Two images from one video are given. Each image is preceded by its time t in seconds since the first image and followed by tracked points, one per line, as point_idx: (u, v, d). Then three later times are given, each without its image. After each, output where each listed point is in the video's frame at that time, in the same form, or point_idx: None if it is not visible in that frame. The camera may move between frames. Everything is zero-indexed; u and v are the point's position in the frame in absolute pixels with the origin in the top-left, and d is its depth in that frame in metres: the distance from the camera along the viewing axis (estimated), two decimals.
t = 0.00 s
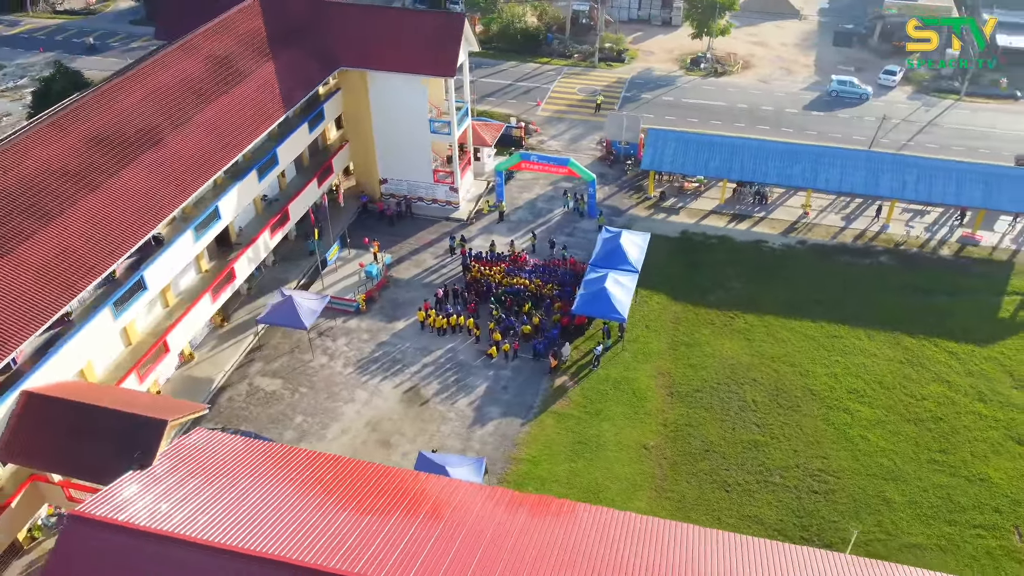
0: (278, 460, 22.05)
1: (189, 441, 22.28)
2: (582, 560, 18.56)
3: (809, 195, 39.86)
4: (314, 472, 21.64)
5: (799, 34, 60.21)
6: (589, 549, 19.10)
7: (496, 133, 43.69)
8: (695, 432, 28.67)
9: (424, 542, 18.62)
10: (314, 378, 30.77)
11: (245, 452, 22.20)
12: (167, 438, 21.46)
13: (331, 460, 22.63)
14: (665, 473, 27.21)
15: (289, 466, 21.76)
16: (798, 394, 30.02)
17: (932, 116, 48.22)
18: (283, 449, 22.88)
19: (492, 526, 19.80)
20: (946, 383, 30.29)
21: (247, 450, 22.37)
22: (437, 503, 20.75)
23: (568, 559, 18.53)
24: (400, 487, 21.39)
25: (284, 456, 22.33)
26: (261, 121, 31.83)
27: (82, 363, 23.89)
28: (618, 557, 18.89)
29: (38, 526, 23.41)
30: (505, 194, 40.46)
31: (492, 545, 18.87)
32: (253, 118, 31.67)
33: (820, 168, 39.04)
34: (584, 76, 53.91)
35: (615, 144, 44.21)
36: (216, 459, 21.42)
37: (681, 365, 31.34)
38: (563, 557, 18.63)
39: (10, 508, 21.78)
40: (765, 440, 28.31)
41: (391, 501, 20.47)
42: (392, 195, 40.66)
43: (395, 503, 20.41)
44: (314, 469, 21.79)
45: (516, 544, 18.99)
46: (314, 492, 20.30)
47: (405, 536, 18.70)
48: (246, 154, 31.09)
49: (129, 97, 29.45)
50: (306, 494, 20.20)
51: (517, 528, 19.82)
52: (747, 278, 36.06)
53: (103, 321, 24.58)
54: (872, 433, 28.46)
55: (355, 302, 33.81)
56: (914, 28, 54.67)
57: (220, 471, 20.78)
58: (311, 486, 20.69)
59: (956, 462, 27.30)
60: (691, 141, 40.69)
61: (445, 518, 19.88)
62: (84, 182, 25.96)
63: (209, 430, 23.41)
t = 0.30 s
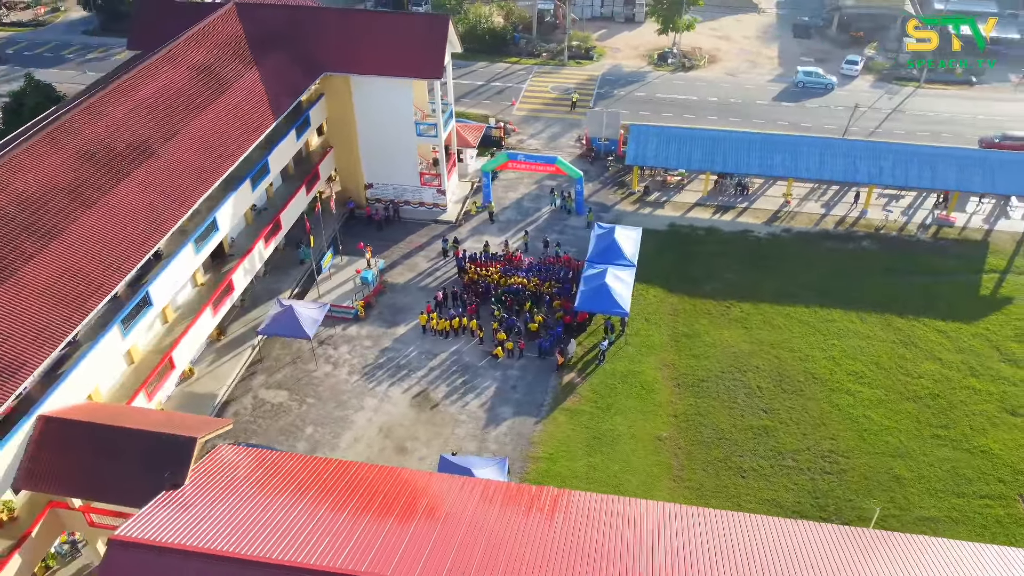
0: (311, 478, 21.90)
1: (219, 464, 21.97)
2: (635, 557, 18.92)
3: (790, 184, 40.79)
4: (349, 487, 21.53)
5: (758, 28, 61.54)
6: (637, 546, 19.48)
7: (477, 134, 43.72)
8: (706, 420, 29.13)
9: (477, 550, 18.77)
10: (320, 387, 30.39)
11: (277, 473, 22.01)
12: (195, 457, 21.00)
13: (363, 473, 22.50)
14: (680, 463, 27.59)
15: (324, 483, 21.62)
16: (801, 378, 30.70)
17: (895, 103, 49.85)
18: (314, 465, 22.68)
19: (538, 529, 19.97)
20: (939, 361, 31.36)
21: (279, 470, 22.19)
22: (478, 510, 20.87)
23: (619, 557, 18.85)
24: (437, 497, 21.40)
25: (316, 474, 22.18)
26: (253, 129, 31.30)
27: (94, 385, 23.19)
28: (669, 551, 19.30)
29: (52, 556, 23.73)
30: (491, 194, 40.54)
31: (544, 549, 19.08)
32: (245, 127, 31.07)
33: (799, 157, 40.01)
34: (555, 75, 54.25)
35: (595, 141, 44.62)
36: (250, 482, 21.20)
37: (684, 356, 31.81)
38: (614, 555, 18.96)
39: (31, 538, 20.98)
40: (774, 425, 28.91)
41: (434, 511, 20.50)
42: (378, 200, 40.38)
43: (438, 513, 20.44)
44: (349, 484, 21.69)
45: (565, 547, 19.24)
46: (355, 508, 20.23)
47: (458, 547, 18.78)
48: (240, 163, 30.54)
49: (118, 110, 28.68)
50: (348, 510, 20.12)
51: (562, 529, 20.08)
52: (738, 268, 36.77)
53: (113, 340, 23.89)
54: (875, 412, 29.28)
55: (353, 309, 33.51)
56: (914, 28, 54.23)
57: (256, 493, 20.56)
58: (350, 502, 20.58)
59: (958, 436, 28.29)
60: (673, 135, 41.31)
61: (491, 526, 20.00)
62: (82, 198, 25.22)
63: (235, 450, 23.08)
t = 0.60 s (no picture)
0: (340, 486, 21.85)
1: (249, 481, 21.66)
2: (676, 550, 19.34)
3: (772, 174, 41.63)
4: (384, 494, 21.48)
5: (723, 22, 62.56)
6: (676, 538, 19.91)
7: (460, 135, 43.72)
8: (715, 410, 29.62)
9: (508, 553, 19.03)
10: (326, 396, 30.11)
11: (308, 484, 21.72)
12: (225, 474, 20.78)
13: (393, 479, 22.43)
14: (694, 453, 28.01)
15: (356, 492, 21.51)
16: (800, 364, 31.48)
17: (863, 93, 51.20)
18: (344, 473, 22.52)
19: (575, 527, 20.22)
20: (932, 342, 32.41)
21: (309, 482, 21.93)
22: (513, 509, 21.00)
23: (660, 550, 19.27)
24: (470, 497, 21.49)
25: (347, 485, 22.00)
26: (246, 139, 30.78)
27: (109, 405, 22.67)
28: (707, 542, 19.79)
29: None
30: (479, 196, 40.58)
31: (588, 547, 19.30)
32: (238, 136, 30.53)
33: (781, 148, 40.88)
34: (529, 74, 54.47)
35: (576, 139, 44.96)
36: (284, 497, 21.01)
37: (686, 348, 32.32)
38: (654, 548, 19.41)
39: (56, 565, 20.40)
40: (781, 411, 29.54)
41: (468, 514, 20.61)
42: (365, 206, 40.12)
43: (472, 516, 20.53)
44: (380, 492, 21.54)
45: (606, 544, 19.51)
46: (389, 513, 20.12)
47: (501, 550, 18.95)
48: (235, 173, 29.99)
49: (108, 123, 27.96)
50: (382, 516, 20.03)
51: (601, 525, 20.40)
52: (728, 259, 37.44)
53: (125, 358, 23.32)
54: (875, 394, 30.17)
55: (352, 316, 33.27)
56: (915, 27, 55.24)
57: (287, 507, 20.55)
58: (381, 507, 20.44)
59: (957, 413, 29.28)
60: (656, 130, 41.85)
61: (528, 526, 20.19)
62: (82, 213, 24.56)
63: (259, 465, 22.64)
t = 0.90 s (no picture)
0: (365, 492, 21.95)
1: (282, 496, 21.36)
2: (718, 535, 19.71)
3: (751, 166, 42.54)
4: (403, 499, 21.62)
5: (684, 17, 63.58)
6: (715, 523, 20.27)
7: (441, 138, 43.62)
8: (722, 399, 30.14)
9: (503, 550, 19.25)
10: (335, 405, 29.80)
11: (345, 499, 21.49)
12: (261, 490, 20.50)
13: (427, 485, 22.38)
14: (707, 442, 28.48)
15: (393, 503, 21.36)
16: (799, 349, 32.26)
17: (827, 83, 52.61)
18: (369, 480, 22.62)
19: (616, 522, 20.47)
20: (921, 322, 33.51)
21: (344, 495, 21.72)
22: (552, 508, 21.16)
23: (702, 538, 19.61)
24: (509, 502, 21.58)
25: (374, 491, 21.99)
26: (240, 150, 30.19)
27: (129, 425, 22.11)
28: (746, 525, 20.18)
29: None
30: (466, 197, 40.61)
31: (634, 540, 19.57)
32: (231, 147, 29.98)
33: (759, 140, 41.84)
34: (499, 73, 54.60)
35: (556, 138, 45.31)
36: (315, 508, 20.94)
37: (687, 339, 32.82)
38: (685, 537, 19.76)
39: None
40: (785, 396, 30.22)
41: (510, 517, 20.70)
42: (351, 212, 39.76)
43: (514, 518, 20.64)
44: (419, 501, 21.51)
45: (650, 535, 19.80)
46: (435, 526, 20.17)
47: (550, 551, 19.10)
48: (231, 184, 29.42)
49: (100, 137, 27.21)
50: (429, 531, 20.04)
51: (641, 517, 20.68)
52: (716, 250, 38.13)
53: (142, 378, 22.73)
54: (873, 374, 31.08)
55: (352, 324, 32.99)
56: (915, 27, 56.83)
57: (314, 515, 20.65)
58: (427, 521, 20.45)
59: (952, 388, 30.35)
60: (637, 126, 42.48)
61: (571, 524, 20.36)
62: (84, 230, 23.82)
63: (293, 479, 22.40)
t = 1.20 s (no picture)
0: (394, 494, 22.12)
1: (316, 506, 21.21)
2: (743, 523, 20.31)
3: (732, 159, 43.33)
4: (433, 500, 21.79)
5: (648, 14, 64.35)
6: (738, 511, 20.89)
7: (423, 141, 43.50)
8: (726, 389, 30.68)
9: (526, 547, 19.55)
10: (343, 414, 29.57)
11: (381, 506, 21.43)
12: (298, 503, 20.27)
13: (460, 488, 22.35)
14: (717, 432, 28.96)
15: (428, 506, 21.40)
16: (796, 336, 33.03)
17: (794, 75, 53.82)
18: (398, 485, 22.73)
19: (644, 514, 20.94)
20: (909, 305, 34.56)
21: (377, 501, 21.69)
22: (580, 503, 21.52)
23: (717, 527, 20.16)
24: (539, 498, 21.84)
25: (403, 494, 22.12)
26: (234, 160, 29.70)
27: (151, 445, 21.67)
28: (767, 511, 20.82)
29: None
30: (454, 200, 40.57)
31: (664, 531, 20.06)
32: (227, 158, 29.50)
33: (739, 133, 42.67)
34: (471, 75, 54.57)
35: (537, 138, 45.58)
36: (348, 514, 21.02)
37: (686, 332, 33.32)
38: (701, 525, 20.29)
39: None
40: (787, 383, 30.90)
41: (542, 515, 20.99)
42: (339, 219, 39.40)
43: (545, 515, 20.95)
44: (454, 505, 21.50)
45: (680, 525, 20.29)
46: (471, 528, 20.39)
47: (583, 546, 19.52)
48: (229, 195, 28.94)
49: (94, 152, 26.58)
50: (467, 535, 20.12)
51: (668, 507, 21.18)
52: (705, 242, 38.77)
53: (160, 397, 22.29)
54: (869, 357, 32.00)
55: (352, 331, 32.74)
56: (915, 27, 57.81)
57: (347, 518, 20.80)
58: (463, 525, 20.56)
59: (944, 368, 31.42)
60: (619, 123, 42.96)
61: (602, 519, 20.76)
62: (90, 248, 23.22)
63: (327, 491, 21.98)
